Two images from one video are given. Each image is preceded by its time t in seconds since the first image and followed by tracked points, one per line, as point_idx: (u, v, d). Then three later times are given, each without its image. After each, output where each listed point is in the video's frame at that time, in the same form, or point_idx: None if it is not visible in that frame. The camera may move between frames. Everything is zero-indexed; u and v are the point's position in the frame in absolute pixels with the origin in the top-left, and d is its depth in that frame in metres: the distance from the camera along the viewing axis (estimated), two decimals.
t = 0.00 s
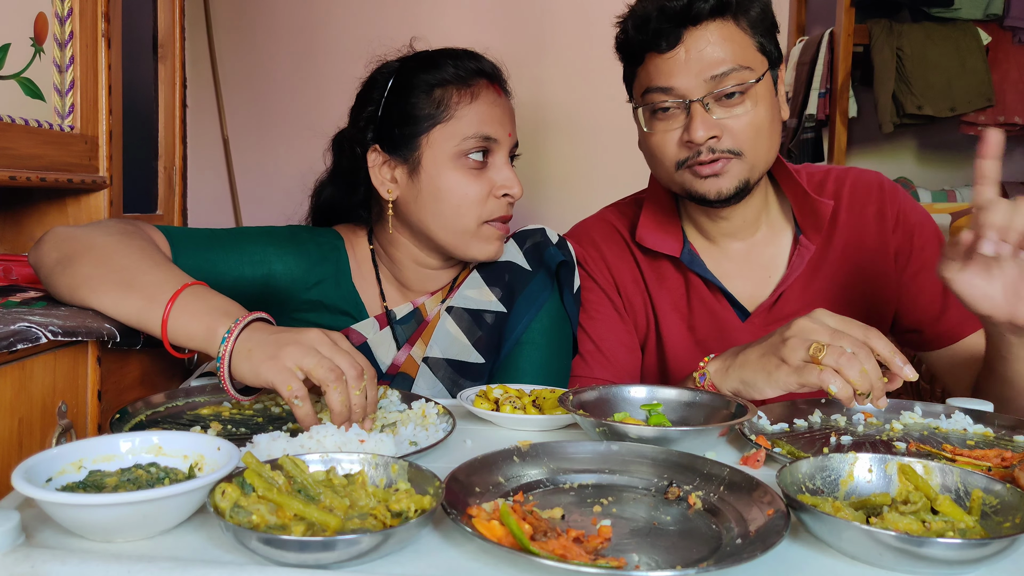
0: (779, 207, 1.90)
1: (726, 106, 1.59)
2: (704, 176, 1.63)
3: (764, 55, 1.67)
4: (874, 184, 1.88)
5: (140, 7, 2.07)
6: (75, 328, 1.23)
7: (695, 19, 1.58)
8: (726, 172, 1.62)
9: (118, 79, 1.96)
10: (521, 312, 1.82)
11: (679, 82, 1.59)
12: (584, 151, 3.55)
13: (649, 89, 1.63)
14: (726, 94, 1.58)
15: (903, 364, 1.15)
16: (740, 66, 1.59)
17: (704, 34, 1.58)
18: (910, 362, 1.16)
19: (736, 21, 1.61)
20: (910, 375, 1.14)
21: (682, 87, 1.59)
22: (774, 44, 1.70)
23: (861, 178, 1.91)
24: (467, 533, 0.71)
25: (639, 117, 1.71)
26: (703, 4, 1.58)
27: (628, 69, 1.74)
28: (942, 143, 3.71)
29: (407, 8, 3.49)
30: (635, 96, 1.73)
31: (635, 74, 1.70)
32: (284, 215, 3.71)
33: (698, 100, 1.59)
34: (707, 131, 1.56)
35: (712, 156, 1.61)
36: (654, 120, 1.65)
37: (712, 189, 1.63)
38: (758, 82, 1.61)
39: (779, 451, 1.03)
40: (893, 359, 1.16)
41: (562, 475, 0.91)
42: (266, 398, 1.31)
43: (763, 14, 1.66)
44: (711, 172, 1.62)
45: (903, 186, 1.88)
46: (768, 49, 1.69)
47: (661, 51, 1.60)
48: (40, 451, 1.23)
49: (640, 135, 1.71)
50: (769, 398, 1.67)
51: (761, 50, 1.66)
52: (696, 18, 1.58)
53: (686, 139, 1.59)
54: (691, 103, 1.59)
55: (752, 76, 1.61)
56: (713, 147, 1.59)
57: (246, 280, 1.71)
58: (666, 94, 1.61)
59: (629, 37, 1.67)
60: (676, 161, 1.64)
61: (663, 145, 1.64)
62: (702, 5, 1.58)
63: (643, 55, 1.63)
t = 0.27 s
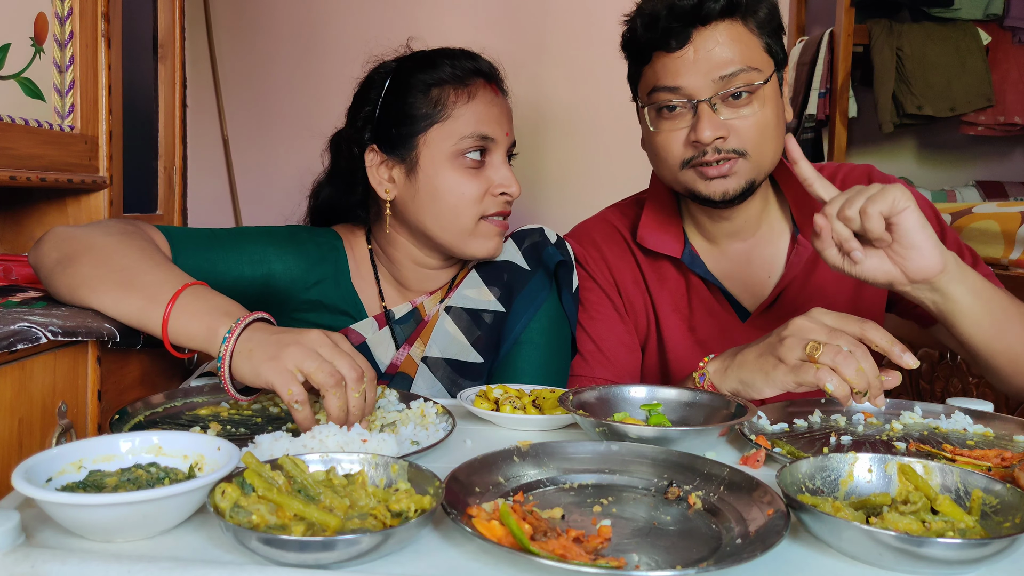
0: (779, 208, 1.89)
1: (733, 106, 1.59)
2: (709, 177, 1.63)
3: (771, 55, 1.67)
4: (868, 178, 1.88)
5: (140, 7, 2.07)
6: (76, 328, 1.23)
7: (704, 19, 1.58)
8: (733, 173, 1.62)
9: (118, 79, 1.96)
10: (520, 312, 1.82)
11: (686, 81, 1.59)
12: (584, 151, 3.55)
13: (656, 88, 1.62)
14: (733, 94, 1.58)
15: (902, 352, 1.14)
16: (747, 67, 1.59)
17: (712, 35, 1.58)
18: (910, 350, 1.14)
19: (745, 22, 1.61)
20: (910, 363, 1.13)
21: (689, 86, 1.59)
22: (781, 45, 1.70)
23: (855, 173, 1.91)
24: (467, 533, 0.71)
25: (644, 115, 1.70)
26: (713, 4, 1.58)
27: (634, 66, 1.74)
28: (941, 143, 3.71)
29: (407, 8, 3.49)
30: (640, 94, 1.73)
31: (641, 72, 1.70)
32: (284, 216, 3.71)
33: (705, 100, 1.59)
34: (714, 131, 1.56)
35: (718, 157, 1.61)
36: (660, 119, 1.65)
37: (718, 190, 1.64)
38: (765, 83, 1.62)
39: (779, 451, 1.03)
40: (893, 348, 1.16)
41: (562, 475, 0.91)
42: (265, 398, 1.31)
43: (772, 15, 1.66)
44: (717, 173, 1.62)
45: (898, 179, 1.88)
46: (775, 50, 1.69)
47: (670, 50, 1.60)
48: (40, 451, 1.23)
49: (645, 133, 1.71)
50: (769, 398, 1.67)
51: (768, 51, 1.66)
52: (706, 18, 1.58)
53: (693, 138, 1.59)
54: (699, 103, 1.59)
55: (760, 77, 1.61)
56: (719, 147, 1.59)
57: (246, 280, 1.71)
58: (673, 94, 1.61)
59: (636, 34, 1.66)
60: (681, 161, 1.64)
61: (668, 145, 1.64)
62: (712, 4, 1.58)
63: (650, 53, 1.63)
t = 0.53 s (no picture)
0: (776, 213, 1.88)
1: (724, 106, 1.59)
2: (702, 177, 1.63)
3: (764, 55, 1.67)
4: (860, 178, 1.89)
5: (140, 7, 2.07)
6: (75, 328, 1.23)
7: (694, 18, 1.58)
8: (726, 172, 1.62)
9: (118, 79, 1.96)
10: (519, 312, 1.83)
11: (678, 82, 1.59)
12: (584, 152, 3.55)
13: (648, 89, 1.62)
14: (724, 93, 1.58)
15: (897, 356, 1.15)
16: (739, 66, 1.59)
17: (702, 34, 1.58)
18: (904, 354, 1.16)
19: (735, 20, 1.62)
20: (905, 366, 1.14)
21: (681, 86, 1.59)
22: (773, 44, 1.70)
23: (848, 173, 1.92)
24: (467, 532, 0.71)
25: (637, 117, 1.70)
26: (703, 3, 1.58)
27: (626, 68, 1.74)
28: (941, 143, 3.71)
29: (407, 8, 3.49)
30: (633, 96, 1.73)
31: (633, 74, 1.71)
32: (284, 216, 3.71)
33: (696, 101, 1.59)
34: (705, 131, 1.56)
35: (710, 156, 1.60)
36: (653, 121, 1.65)
37: (712, 189, 1.63)
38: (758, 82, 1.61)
39: (779, 451, 1.03)
40: (887, 352, 1.17)
41: (562, 475, 0.91)
42: (263, 398, 1.31)
43: (763, 14, 1.66)
44: (711, 173, 1.62)
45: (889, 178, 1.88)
46: (768, 49, 1.68)
47: (660, 50, 1.60)
48: (40, 451, 1.23)
49: (638, 134, 1.71)
50: (768, 397, 1.67)
51: (761, 50, 1.66)
52: (695, 17, 1.58)
53: (684, 139, 1.59)
54: (690, 103, 1.59)
55: (751, 76, 1.61)
56: (711, 147, 1.59)
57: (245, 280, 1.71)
58: (665, 95, 1.61)
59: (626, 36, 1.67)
60: (673, 162, 1.64)
61: (660, 146, 1.64)
62: (701, 3, 1.58)
63: (642, 54, 1.63)
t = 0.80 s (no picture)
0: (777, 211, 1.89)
1: (721, 111, 1.58)
2: (697, 179, 1.63)
3: (762, 59, 1.66)
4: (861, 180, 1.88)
5: (140, 7, 2.07)
6: (75, 328, 1.23)
7: (691, 23, 1.58)
8: (718, 175, 1.62)
9: (118, 79, 1.96)
10: (521, 313, 1.83)
11: (674, 86, 1.58)
12: (584, 151, 3.55)
13: (644, 94, 1.62)
14: (722, 99, 1.57)
15: (896, 360, 1.16)
16: (736, 71, 1.59)
17: (700, 39, 1.58)
18: (902, 357, 1.16)
19: (733, 24, 1.62)
20: (903, 369, 1.14)
21: (677, 92, 1.58)
22: (772, 48, 1.69)
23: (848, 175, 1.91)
24: (467, 532, 0.71)
25: (634, 121, 1.71)
26: (699, 8, 1.58)
27: (625, 73, 1.75)
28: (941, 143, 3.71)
29: (407, 8, 3.49)
30: (631, 99, 1.73)
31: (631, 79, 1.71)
32: (284, 216, 3.71)
33: (694, 105, 1.58)
34: (702, 137, 1.56)
35: (705, 161, 1.60)
36: (650, 125, 1.65)
37: (703, 191, 1.64)
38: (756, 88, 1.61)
39: (779, 451, 1.03)
40: (886, 354, 1.17)
41: (562, 475, 0.91)
42: (261, 398, 1.31)
43: (762, 17, 1.66)
44: (704, 175, 1.62)
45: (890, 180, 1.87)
46: (766, 52, 1.68)
47: (656, 55, 1.60)
48: (40, 451, 1.23)
49: (635, 139, 1.71)
50: (768, 397, 1.67)
51: (759, 54, 1.66)
52: (692, 22, 1.58)
53: (681, 144, 1.59)
54: (687, 108, 1.58)
55: (749, 82, 1.61)
56: (707, 152, 1.59)
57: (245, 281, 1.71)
58: (661, 100, 1.61)
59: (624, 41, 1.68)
60: (669, 166, 1.65)
61: (657, 151, 1.64)
62: (698, 8, 1.58)
63: (639, 59, 1.64)
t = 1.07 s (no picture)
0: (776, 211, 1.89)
1: (718, 115, 1.59)
2: (694, 186, 1.63)
3: (761, 62, 1.66)
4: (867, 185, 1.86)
5: (140, 7, 2.07)
6: (76, 328, 1.23)
7: (687, 27, 1.58)
8: (717, 182, 1.62)
9: (118, 79, 1.96)
10: (520, 313, 1.82)
11: (671, 90, 1.59)
12: (584, 152, 3.55)
13: (642, 97, 1.62)
14: (719, 104, 1.58)
15: (897, 356, 1.15)
16: (733, 77, 1.59)
17: (697, 42, 1.58)
18: (903, 353, 1.16)
19: (731, 27, 1.61)
20: (904, 365, 1.14)
21: (674, 95, 1.59)
22: (771, 52, 1.69)
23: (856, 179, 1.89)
24: (467, 532, 0.71)
25: (633, 124, 1.70)
26: (696, 11, 1.58)
27: (624, 76, 1.74)
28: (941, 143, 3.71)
29: (407, 8, 3.49)
30: (629, 100, 1.73)
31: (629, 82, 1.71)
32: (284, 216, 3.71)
33: (690, 110, 1.59)
34: (698, 142, 1.56)
35: (704, 167, 1.60)
36: (647, 129, 1.65)
37: (703, 199, 1.63)
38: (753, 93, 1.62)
39: (779, 450, 1.03)
40: (887, 351, 1.17)
41: (562, 475, 0.91)
42: (261, 398, 1.31)
43: (761, 20, 1.66)
44: (702, 182, 1.62)
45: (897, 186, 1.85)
46: (765, 56, 1.68)
47: (653, 59, 1.60)
48: (40, 451, 1.23)
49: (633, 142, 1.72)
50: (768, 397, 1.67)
51: (758, 59, 1.66)
52: (688, 25, 1.58)
53: (677, 148, 1.59)
54: (684, 112, 1.59)
55: (747, 86, 1.61)
56: (704, 158, 1.59)
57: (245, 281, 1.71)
58: (658, 103, 1.61)
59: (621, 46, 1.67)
60: (668, 171, 1.64)
61: (655, 154, 1.64)
62: (695, 12, 1.58)
63: (636, 62, 1.64)
